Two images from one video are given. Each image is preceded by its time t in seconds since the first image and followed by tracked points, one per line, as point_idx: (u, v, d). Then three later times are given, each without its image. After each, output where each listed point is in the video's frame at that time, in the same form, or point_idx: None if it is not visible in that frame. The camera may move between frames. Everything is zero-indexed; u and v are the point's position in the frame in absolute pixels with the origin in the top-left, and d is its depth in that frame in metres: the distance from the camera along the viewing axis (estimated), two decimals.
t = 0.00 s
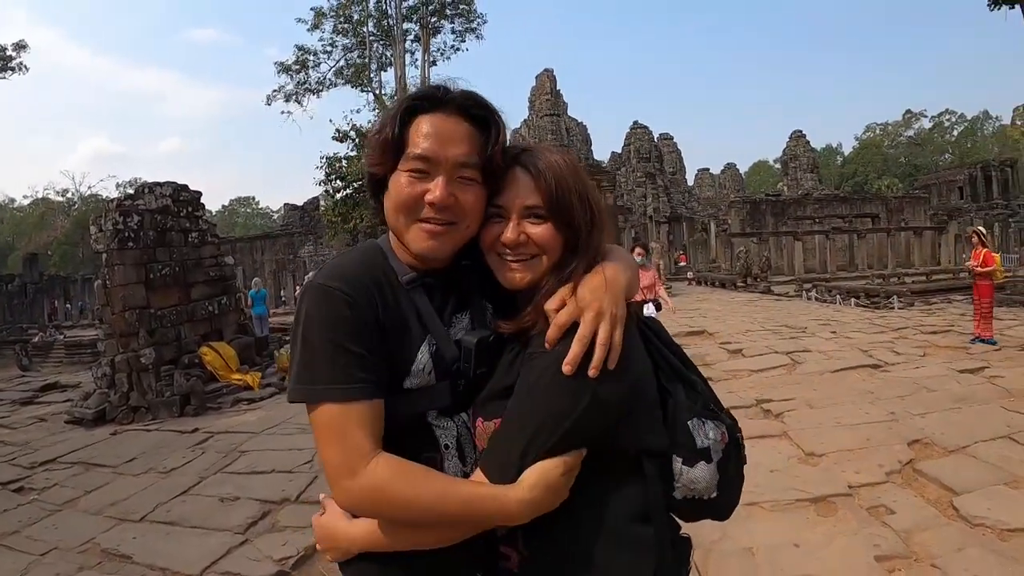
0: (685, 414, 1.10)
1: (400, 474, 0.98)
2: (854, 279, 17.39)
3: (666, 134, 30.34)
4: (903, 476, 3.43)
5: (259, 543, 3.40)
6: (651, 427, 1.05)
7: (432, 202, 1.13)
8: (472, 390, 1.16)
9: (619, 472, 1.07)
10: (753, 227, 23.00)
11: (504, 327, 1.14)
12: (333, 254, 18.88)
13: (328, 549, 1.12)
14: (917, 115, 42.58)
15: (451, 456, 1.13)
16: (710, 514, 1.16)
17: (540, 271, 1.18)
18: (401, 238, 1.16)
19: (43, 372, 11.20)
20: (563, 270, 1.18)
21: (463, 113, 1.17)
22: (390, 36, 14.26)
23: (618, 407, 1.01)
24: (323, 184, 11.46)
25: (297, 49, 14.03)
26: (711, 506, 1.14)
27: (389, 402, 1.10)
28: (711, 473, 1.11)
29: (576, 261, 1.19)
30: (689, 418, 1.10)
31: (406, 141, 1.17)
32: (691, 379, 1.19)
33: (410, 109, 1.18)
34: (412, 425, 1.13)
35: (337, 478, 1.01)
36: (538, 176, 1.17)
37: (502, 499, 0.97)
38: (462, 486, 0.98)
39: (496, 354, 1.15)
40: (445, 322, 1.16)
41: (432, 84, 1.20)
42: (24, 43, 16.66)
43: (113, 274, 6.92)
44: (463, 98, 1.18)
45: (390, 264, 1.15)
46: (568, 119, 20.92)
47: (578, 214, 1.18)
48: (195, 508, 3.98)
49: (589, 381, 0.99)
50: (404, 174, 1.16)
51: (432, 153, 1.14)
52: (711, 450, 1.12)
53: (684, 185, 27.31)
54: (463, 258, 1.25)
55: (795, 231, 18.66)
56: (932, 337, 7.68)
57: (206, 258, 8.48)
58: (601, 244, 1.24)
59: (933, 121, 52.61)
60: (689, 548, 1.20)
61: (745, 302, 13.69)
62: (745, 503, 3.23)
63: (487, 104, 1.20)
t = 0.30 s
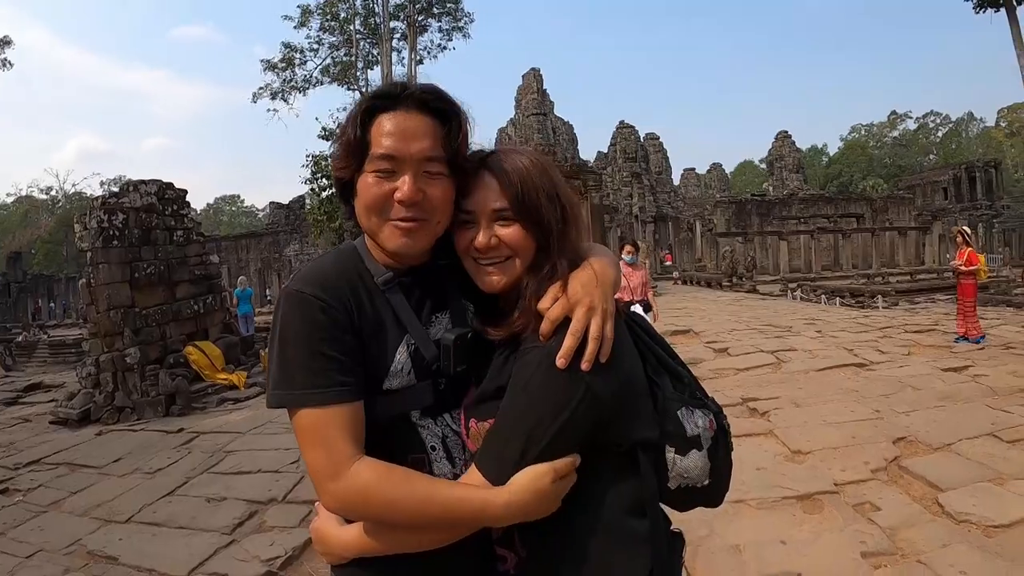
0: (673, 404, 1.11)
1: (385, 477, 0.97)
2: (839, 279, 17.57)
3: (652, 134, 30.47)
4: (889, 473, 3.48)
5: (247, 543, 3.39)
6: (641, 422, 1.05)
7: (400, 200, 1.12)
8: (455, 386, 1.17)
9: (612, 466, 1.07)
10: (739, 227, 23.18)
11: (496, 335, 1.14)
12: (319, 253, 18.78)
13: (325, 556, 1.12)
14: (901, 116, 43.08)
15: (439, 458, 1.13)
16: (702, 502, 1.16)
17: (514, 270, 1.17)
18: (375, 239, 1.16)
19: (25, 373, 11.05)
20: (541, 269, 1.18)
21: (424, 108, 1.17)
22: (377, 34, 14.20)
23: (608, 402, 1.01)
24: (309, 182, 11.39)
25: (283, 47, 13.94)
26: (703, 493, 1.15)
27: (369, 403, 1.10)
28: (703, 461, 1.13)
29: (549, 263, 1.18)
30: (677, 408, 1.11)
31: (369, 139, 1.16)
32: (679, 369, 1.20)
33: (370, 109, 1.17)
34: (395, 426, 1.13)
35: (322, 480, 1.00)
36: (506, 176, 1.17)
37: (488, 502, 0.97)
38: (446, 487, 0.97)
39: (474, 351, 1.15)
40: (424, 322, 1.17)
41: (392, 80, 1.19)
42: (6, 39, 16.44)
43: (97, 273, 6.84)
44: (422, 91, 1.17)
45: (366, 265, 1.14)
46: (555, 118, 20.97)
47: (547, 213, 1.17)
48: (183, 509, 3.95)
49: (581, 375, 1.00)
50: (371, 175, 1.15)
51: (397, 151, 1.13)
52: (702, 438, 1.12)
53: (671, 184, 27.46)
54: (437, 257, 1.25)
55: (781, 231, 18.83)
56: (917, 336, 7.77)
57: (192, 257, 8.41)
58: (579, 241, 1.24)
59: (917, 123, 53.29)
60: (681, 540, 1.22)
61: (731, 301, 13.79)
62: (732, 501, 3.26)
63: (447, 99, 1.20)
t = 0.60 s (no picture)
0: (674, 405, 1.12)
1: (367, 468, 0.96)
2: (829, 279, 17.69)
3: (643, 133, 30.54)
4: (878, 472, 3.51)
5: (238, 540, 3.37)
6: (638, 421, 1.05)
7: (383, 197, 1.12)
8: (445, 378, 1.16)
9: (610, 463, 1.07)
10: (730, 226, 23.28)
11: (502, 335, 1.12)
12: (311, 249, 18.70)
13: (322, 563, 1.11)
14: (892, 117, 43.40)
15: (433, 453, 1.11)
16: (696, 502, 1.17)
17: (510, 264, 1.16)
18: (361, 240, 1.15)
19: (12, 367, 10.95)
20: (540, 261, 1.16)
21: (386, 107, 1.16)
22: (370, 30, 14.15)
23: (608, 397, 1.01)
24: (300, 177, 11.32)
25: (275, 42, 13.85)
26: (697, 494, 1.15)
27: (356, 399, 1.09)
28: (699, 462, 1.13)
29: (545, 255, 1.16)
30: (676, 408, 1.12)
31: (334, 145, 1.14)
32: (677, 369, 1.21)
33: (329, 113, 1.15)
34: (383, 421, 1.11)
35: (303, 470, 0.99)
36: (494, 172, 1.16)
37: (469, 495, 0.96)
38: (427, 482, 0.96)
39: (462, 340, 1.14)
40: (412, 317, 1.16)
41: (348, 85, 1.18)
42: None
43: (87, 267, 6.78)
44: (379, 90, 1.16)
45: (351, 263, 1.14)
46: (548, 116, 20.97)
47: (534, 209, 1.14)
48: (173, 506, 3.93)
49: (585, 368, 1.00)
50: (347, 177, 1.14)
51: (370, 150, 1.12)
52: (698, 438, 1.13)
53: (662, 183, 27.54)
54: (425, 254, 1.25)
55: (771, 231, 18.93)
56: (906, 337, 7.85)
57: (182, 252, 8.35)
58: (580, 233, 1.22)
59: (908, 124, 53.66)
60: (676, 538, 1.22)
61: (722, 300, 13.87)
62: (723, 499, 3.28)
63: (404, 94, 1.19)
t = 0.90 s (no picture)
0: (676, 402, 1.13)
1: (373, 469, 0.97)
2: (824, 280, 17.75)
3: (639, 133, 30.57)
4: (872, 473, 3.53)
5: (233, 538, 3.37)
6: (641, 418, 1.06)
7: (391, 197, 1.12)
8: (444, 373, 1.16)
9: (613, 460, 1.08)
10: (725, 227, 23.33)
11: (506, 331, 1.12)
12: (306, 247, 18.67)
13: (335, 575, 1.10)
14: (889, 120, 43.62)
15: (439, 449, 1.12)
16: (697, 499, 1.17)
17: (512, 265, 1.16)
18: (365, 240, 1.15)
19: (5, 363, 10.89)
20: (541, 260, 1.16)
21: (389, 109, 1.15)
22: (367, 27, 14.12)
23: (610, 393, 1.01)
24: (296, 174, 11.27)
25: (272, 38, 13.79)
26: (698, 491, 1.16)
27: (357, 398, 1.09)
28: (702, 459, 1.14)
29: (547, 254, 1.15)
30: (678, 405, 1.13)
31: (340, 145, 1.12)
32: (682, 367, 1.22)
33: (332, 112, 1.13)
34: (381, 418, 1.11)
35: (311, 473, 1.00)
36: (497, 172, 1.16)
37: (469, 494, 0.97)
38: (431, 483, 0.97)
39: (460, 334, 1.14)
40: (410, 313, 1.16)
41: (351, 84, 1.17)
42: None
43: (83, 263, 6.75)
44: (383, 93, 1.15)
45: (348, 265, 1.14)
46: (545, 115, 20.97)
47: (532, 210, 1.14)
48: (168, 503, 3.92)
49: (586, 358, 1.01)
50: (350, 177, 1.13)
51: (375, 152, 1.12)
52: (702, 435, 1.14)
53: (658, 184, 27.58)
54: (421, 252, 1.25)
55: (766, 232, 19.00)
56: (901, 339, 7.87)
57: (177, 249, 8.32)
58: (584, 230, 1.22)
59: (903, 127, 53.88)
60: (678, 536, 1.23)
61: (717, 300, 13.90)
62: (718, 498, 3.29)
63: (408, 96, 1.19)
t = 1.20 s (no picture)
0: (672, 400, 1.13)
1: (368, 465, 0.98)
2: (816, 281, 17.87)
3: (632, 133, 30.64)
4: (864, 472, 3.56)
5: (226, 536, 3.36)
6: (637, 416, 1.07)
7: (392, 192, 1.12)
8: (439, 374, 1.16)
9: (609, 459, 1.08)
10: (717, 227, 23.42)
11: (504, 335, 1.12)
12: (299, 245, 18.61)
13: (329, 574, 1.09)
14: (881, 122, 43.93)
15: (430, 448, 1.11)
16: (693, 498, 1.18)
17: (504, 266, 1.17)
18: (366, 236, 1.15)
19: None
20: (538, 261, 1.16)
21: (398, 106, 1.16)
22: (361, 25, 14.07)
23: (608, 394, 1.02)
24: (288, 171, 11.22)
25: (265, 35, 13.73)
26: (695, 490, 1.16)
27: (352, 397, 1.09)
28: (698, 457, 1.15)
29: (542, 256, 1.15)
30: (675, 404, 1.13)
31: (346, 139, 1.13)
32: (679, 367, 1.23)
33: (343, 107, 1.14)
34: (375, 418, 1.11)
35: (304, 471, 1.01)
36: (499, 171, 1.15)
37: (463, 490, 0.97)
38: (421, 478, 0.98)
39: (456, 336, 1.14)
40: (406, 314, 1.15)
41: (362, 82, 1.18)
42: None
43: (74, 260, 6.70)
44: (390, 89, 1.16)
45: (347, 262, 1.14)
46: (537, 114, 20.97)
47: (524, 212, 1.14)
48: (160, 501, 3.90)
49: (586, 356, 1.01)
50: (354, 171, 1.12)
51: (380, 146, 1.12)
52: (698, 434, 1.15)
53: (650, 184, 27.66)
54: (422, 252, 1.25)
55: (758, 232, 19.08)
56: (892, 340, 7.93)
57: (169, 246, 8.28)
58: (583, 233, 1.22)
59: (894, 128, 54.26)
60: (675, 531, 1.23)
61: (709, 300, 13.95)
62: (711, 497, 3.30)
63: (416, 93, 1.19)
